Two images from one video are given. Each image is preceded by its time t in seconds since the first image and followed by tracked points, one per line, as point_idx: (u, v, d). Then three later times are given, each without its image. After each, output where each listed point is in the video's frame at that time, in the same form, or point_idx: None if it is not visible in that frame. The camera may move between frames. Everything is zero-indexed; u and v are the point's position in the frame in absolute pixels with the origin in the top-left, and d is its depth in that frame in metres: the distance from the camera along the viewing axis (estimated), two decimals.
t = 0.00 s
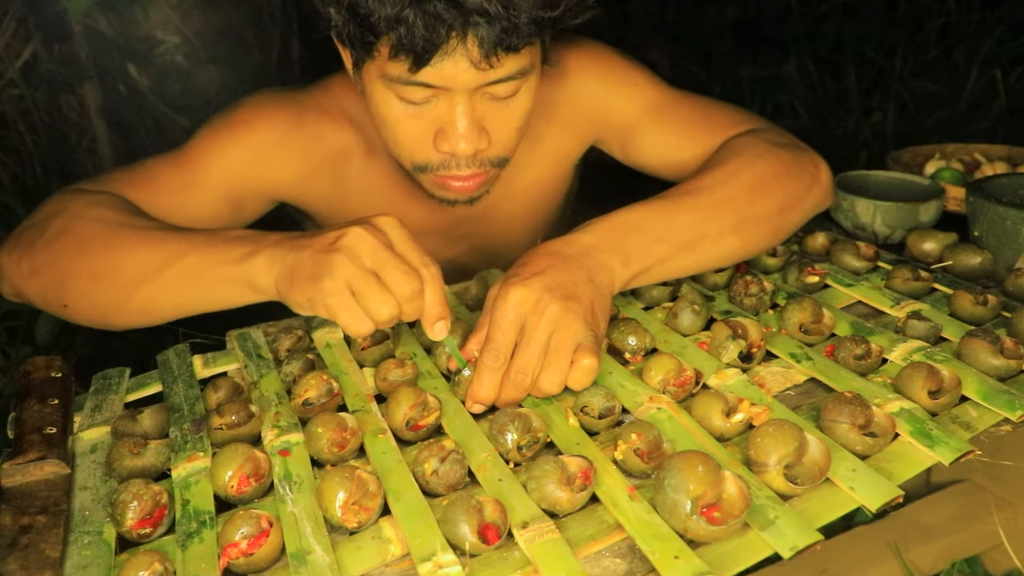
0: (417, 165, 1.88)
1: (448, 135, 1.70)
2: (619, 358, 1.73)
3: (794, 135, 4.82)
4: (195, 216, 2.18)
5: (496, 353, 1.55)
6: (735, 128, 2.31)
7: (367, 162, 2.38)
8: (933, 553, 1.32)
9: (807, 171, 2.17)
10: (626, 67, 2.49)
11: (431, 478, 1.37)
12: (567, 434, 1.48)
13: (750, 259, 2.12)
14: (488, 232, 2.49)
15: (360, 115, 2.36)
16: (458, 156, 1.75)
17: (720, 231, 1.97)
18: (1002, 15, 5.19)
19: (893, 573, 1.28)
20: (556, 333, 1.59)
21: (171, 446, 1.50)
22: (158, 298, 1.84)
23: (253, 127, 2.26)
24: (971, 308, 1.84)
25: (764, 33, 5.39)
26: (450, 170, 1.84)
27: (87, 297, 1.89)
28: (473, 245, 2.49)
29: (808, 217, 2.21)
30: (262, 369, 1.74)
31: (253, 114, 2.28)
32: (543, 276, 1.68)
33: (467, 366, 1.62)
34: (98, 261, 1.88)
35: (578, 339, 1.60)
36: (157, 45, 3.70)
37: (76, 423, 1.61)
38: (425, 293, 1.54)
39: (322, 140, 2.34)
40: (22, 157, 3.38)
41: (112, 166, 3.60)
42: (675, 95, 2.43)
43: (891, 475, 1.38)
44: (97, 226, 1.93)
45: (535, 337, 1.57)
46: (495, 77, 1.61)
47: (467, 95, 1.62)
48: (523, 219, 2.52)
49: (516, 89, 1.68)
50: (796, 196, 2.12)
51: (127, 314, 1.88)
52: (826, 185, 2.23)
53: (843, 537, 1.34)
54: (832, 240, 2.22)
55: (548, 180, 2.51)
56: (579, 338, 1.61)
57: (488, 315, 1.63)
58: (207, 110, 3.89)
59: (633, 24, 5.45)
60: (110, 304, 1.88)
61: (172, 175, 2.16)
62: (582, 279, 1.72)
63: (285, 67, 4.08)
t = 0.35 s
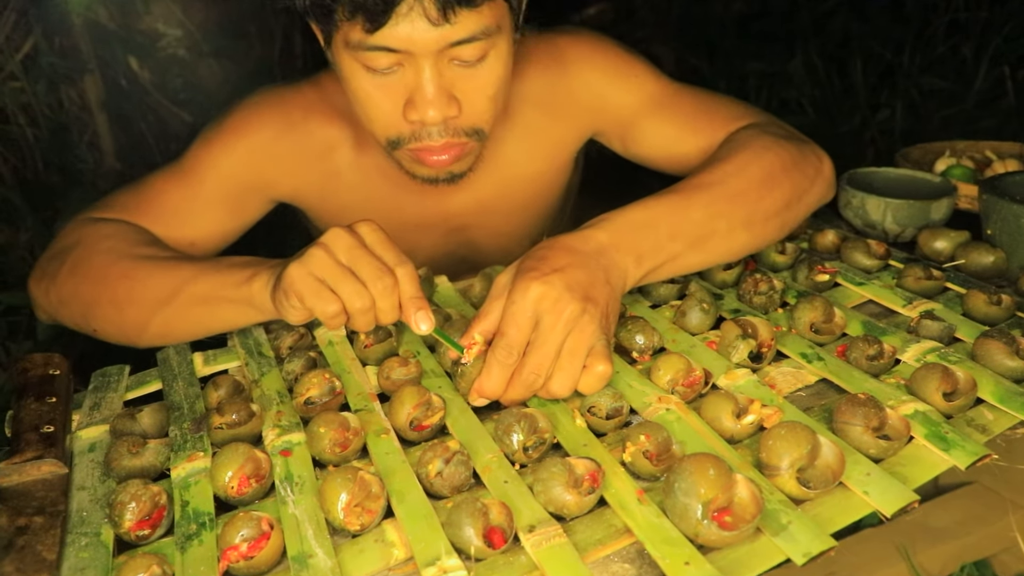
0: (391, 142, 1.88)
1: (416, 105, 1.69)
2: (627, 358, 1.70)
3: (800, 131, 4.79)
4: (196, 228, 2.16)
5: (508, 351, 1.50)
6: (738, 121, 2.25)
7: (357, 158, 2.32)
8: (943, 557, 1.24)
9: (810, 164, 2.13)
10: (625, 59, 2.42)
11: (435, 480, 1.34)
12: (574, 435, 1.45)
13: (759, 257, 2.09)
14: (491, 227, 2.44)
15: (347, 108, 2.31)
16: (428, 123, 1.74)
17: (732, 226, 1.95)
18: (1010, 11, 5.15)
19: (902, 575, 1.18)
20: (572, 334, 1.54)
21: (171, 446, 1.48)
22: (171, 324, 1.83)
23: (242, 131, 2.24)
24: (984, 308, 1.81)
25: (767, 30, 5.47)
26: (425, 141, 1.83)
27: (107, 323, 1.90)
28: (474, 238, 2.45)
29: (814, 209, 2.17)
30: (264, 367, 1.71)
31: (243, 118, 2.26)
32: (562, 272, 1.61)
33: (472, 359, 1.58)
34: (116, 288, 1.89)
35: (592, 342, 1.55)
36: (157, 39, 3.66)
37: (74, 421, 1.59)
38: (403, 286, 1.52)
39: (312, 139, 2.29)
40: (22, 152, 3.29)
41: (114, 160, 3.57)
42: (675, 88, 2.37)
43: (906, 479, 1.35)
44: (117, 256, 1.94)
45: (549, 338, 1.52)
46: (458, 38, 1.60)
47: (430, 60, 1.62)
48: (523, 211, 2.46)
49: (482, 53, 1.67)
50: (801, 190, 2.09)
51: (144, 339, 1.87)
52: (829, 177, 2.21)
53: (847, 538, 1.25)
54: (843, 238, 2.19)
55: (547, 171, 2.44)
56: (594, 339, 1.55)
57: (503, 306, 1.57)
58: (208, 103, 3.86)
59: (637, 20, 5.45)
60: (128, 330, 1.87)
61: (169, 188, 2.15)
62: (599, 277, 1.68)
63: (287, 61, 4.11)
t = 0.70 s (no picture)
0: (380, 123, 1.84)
1: (401, 80, 1.65)
2: (629, 359, 1.66)
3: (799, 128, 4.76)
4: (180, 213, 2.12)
5: (508, 320, 1.40)
6: (734, 112, 2.16)
7: (346, 149, 2.27)
8: (947, 556, 1.21)
9: (806, 156, 2.04)
10: (620, 50, 2.36)
11: (433, 487, 1.30)
12: (576, 439, 1.41)
13: (763, 255, 2.05)
14: (487, 220, 2.38)
15: (336, 98, 2.27)
16: (413, 99, 1.70)
17: (730, 211, 1.84)
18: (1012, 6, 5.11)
19: None
20: (575, 301, 1.45)
21: (161, 451, 1.43)
22: (146, 290, 1.78)
23: (230, 119, 2.21)
24: (993, 308, 1.77)
25: (765, 25, 5.43)
26: (409, 121, 1.79)
27: (81, 298, 1.85)
28: (471, 233, 2.39)
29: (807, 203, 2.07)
30: (257, 369, 1.67)
31: (231, 106, 2.23)
32: (562, 238, 1.52)
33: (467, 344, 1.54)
34: (88, 263, 1.84)
35: (596, 310, 1.48)
36: (148, 32, 3.59)
37: (61, 425, 1.54)
38: (393, 274, 1.45)
39: (300, 126, 2.25)
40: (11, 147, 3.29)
41: (105, 156, 3.52)
42: (672, 80, 2.29)
43: (918, 485, 1.31)
44: (85, 229, 1.88)
45: (552, 305, 1.43)
46: (441, 9, 1.56)
47: (413, 32, 1.57)
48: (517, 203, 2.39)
49: (465, 23, 1.63)
50: (798, 180, 1.99)
51: (121, 311, 1.83)
52: (826, 171, 2.12)
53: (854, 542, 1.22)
54: (847, 236, 2.15)
55: (539, 163, 2.38)
56: (598, 308, 1.48)
57: (501, 275, 1.48)
58: (200, 97, 3.82)
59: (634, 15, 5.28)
60: (104, 301, 1.83)
61: (155, 174, 2.11)
62: (598, 252, 1.57)
63: (280, 54, 4.04)
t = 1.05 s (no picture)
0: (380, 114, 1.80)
1: (402, 66, 1.62)
2: (628, 359, 1.62)
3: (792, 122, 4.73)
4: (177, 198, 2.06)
5: (525, 304, 1.36)
6: (733, 108, 2.11)
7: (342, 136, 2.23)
8: (948, 556, 1.19)
9: (805, 154, 2.00)
10: (618, 43, 2.32)
11: (428, 494, 1.26)
12: (575, 443, 1.37)
13: (762, 252, 2.01)
14: (479, 212, 2.32)
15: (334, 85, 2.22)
16: (414, 87, 1.66)
17: (728, 207, 1.79)
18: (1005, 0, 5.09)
19: None
20: (590, 285, 1.41)
21: (146, 457, 1.38)
22: (153, 276, 1.74)
23: (226, 103, 2.15)
24: (997, 305, 1.74)
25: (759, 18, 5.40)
26: (408, 108, 1.74)
27: (83, 287, 1.79)
28: (464, 226, 2.34)
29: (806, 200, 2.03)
30: (246, 370, 1.62)
31: (228, 90, 2.18)
32: (573, 222, 1.48)
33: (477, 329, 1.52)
34: (90, 249, 1.78)
35: (609, 296, 1.44)
36: (137, 27, 3.54)
37: (43, 430, 1.49)
38: (408, 274, 1.39)
39: (299, 113, 2.20)
40: None
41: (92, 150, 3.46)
42: (673, 74, 2.25)
43: (927, 489, 1.28)
44: (85, 213, 1.82)
45: (569, 289, 1.39)
46: None
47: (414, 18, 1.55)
48: (512, 196, 2.34)
49: (465, 8, 1.59)
50: (796, 178, 1.95)
51: (126, 299, 1.78)
52: (824, 171, 2.07)
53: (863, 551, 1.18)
54: (847, 232, 2.11)
55: (533, 155, 2.33)
56: (611, 295, 1.45)
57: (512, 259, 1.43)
58: (189, 92, 3.76)
59: (628, 8, 5.25)
60: (108, 289, 1.78)
61: (151, 158, 2.06)
62: (605, 238, 1.52)
63: (270, 49, 3.98)
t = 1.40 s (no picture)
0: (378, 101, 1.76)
1: (400, 51, 1.58)
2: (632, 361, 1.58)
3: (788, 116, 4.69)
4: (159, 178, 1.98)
5: (556, 307, 1.31)
6: (738, 107, 2.04)
7: (335, 131, 2.18)
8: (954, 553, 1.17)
9: (812, 151, 1.94)
10: (622, 36, 2.26)
11: (428, 505, 1.21)
12: (580, 449, 1.32)
13: (766, 249, 1.97)
14: (474, 204, 2.28)
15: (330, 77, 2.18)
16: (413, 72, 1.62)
17: (741, 210, 1.73)
18: None
19: None
20: (618, 294, 1.38)
21: (135, 467, 1.33)
22: (139, 265, 1.68)
23: (218, 91, 2.11)
24: (1008, 303, 1.70)
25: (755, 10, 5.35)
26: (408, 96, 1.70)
27: (68, 280, 1.74)
28: (459, 220, 2.30)
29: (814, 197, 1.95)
30: (238, 374, 1.57)
31: (218, 80, 2.13)
32: (599, 230, 1.45)
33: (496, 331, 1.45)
34: (75, 236, 1.70)
35: (633, 307, 1.42)
36: (125, 19, 3.50)
37: (27, 438, 1.44)
38: (413, 265, 1.33)
39: (295, 102, 2.15)
40: None
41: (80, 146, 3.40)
42: (674, 68, 2.20)
43: (943, 496, 1.24)
44: (72, 202, 1.75)
45: (600, 295, 1.35)
46: None
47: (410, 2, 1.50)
48: (510, 189, 2.29)
49: None
50: (804, 177, 1.88)
51: (113, 289, 1.72)
52: (830, 167, 2.00)
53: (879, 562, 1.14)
54: (852, 228, 2.07)
55: (531, 149, 2.28)
56: (634, 307, 1.41)
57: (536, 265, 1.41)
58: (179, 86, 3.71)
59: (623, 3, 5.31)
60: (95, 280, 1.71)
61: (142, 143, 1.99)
62: (628, 246, 1.49)
63: (262, 42, 3.93)
